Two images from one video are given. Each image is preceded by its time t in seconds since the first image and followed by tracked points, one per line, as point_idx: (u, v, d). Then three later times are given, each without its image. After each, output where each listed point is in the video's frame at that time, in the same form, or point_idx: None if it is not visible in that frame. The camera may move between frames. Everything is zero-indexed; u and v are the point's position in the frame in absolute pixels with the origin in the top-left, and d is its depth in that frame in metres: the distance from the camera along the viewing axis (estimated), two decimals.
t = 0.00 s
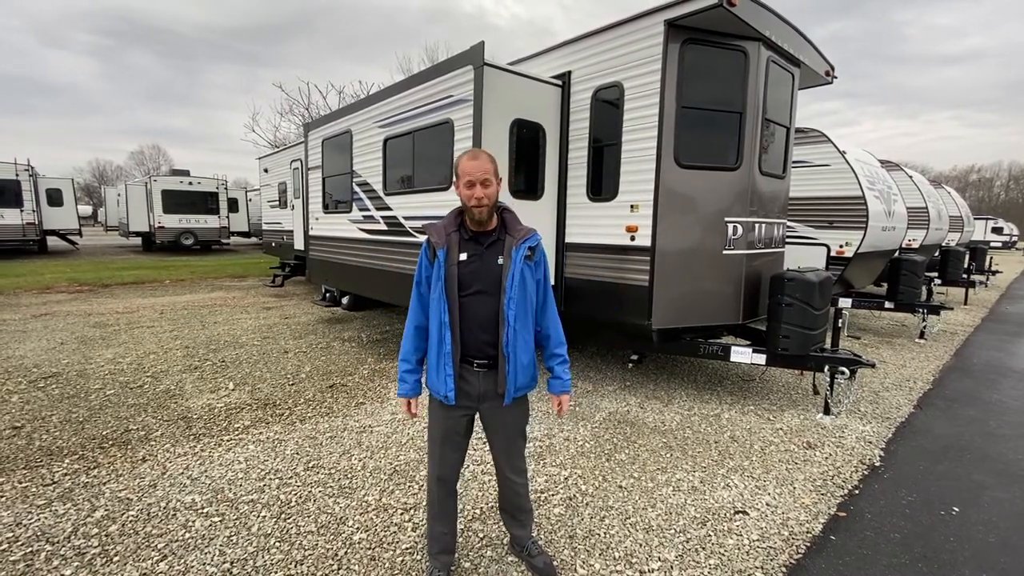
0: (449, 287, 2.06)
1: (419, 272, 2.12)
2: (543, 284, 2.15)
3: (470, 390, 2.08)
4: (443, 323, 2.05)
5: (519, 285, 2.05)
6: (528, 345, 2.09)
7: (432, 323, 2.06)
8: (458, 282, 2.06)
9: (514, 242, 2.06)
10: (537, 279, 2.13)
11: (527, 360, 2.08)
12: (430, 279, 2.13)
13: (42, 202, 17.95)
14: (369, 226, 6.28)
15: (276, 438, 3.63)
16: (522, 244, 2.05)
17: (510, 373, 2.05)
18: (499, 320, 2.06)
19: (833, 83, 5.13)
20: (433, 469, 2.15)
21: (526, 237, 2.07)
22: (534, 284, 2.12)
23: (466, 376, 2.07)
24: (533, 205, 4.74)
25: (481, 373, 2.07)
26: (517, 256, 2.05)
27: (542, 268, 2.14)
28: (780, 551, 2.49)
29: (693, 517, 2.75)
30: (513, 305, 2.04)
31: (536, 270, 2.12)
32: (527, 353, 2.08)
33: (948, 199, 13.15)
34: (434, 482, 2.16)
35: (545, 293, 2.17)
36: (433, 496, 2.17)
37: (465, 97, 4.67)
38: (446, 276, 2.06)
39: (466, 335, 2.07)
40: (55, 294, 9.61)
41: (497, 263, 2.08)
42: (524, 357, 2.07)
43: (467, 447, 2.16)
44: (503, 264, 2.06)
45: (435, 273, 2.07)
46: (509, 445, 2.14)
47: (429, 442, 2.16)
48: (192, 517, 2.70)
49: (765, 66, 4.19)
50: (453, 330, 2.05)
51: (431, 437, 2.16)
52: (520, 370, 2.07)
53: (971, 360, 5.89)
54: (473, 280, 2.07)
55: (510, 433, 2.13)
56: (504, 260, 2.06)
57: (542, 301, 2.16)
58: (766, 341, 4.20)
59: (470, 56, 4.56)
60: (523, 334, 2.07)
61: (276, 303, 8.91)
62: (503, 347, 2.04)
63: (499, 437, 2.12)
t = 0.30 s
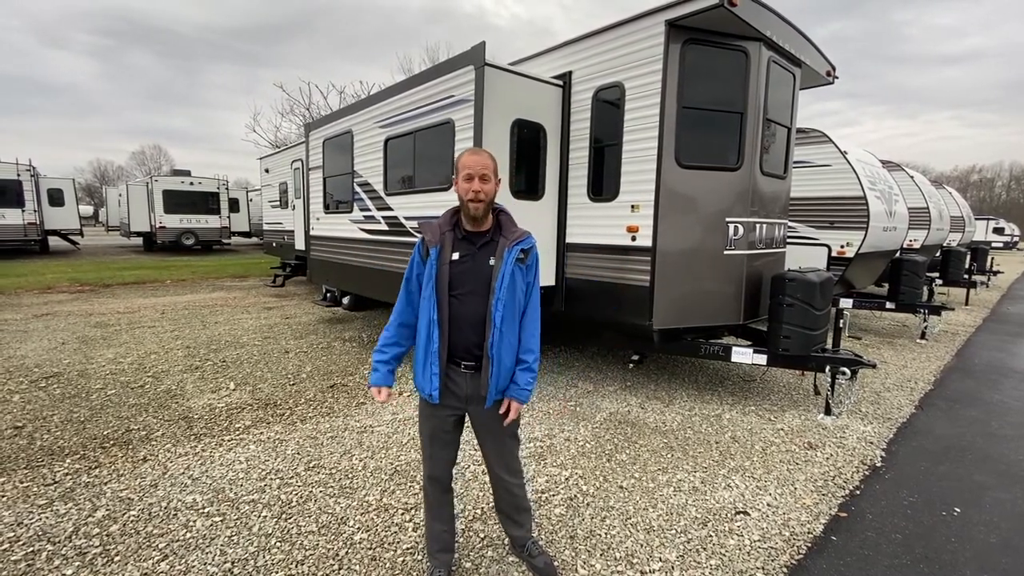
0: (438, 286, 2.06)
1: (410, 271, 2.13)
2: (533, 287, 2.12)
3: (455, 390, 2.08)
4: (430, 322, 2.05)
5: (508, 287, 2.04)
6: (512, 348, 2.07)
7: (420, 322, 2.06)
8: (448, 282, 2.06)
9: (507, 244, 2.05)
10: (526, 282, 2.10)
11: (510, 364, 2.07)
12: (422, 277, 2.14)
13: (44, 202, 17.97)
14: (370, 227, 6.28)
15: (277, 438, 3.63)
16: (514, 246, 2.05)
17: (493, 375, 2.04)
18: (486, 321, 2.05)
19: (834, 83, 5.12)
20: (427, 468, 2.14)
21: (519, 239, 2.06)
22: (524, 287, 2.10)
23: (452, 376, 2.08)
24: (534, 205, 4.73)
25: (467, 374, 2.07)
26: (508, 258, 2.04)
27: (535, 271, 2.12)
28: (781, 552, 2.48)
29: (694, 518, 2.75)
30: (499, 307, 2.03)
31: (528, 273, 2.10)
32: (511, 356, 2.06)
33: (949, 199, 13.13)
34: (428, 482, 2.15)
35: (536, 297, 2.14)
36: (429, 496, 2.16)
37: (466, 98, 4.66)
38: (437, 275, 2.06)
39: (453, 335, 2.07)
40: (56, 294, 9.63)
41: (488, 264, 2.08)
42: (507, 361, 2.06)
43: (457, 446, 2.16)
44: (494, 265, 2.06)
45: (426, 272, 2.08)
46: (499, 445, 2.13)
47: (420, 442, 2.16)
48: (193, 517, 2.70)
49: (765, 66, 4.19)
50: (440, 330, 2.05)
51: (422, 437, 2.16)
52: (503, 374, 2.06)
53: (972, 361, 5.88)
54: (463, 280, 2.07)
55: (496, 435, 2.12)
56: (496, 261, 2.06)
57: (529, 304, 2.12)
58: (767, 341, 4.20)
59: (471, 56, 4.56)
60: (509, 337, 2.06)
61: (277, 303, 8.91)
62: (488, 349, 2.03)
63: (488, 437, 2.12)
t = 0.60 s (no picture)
0: (440, 284, 2.05)
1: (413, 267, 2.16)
2: (535, 287, 2.13)
3: (456, 390, 2.07)
4: (431, 319, 2.04)
5: (511, 286, 2.04)
6: (515, 347, 2.07)
7: (420, 319, 2.05)
8: (449, 279, 2.06)
9: (510, 243, 2.06)
10: (529, 281, 2.11)
11: (513, 363, 2.06)
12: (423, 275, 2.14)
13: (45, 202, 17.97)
14: (371, 227, 6.28)
15: (278, 438, 3.63)
16: (517, 246, 2.05)
17: (496, 375, 2.03)
18: (489, 320, 2.05)
19: (835, 84, 5.12)
20: (427, 469, 2.14)
21: (522, 239, 2.07)
22: (527, 286, 2.10)
23: (453, 375, 2.07)
24: (535, 206, 4.73)
25: (470, 374, 2.06)
26: (511, 257, 2.05)
27: (538, 271, 2.12)
28: (782, 553, 2.48)
29: (695, 519, 2.75)
30: (503, 305, 2.02)
31: (530, 273, 2.10)
32: (513, 355, 2.06)
33: (950, 200, 13.13)
34: (430, 482, 2.15)
35: (538, 298, 2.14)
36: (430, 496, 2.16)
37: (467, 98, 4.66)
38: (438, 273, 2.06)
39: (455, 333, 2.07)
40: (57, 294, 9.63)
41: (491, 263, 2.08)
42: (510, 360, 2.05)
43: (458, 447, 2.16)
44: (497, 264, 2.06)
45: (427, 269, 2.07)
46: (500, 445, 2.13)
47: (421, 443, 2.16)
48: (194, 517, 2.70)
49: (767, 66, 4.19)
50: (440, 327, 2.04)
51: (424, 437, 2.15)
52: (506, 373, 2.05)
53: (973, 362, 5.88)
54: (465, 278, 2.07)
55: (499, 436, 2.12)
56: (499, 260, 2.06)
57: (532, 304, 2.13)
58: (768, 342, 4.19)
59: (473, 56, 4.56)
60: (511, 336, 2.06)
61: (277, 303, 8.91)
62: (490, 347, 2.03)
63: (491, 438, 2.12)
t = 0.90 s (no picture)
0: (455, 285, 2.04)
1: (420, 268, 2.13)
2: (545, 283, 2.17)
3: (481, 392, 2.06)
4: (451, 321, 2.03)
5: (527, 283, 2.07)
6: (534, 343, 2.10)
7: (439, 322, 2.04)
8: (464, 280, 2.05)
9: (521, 241, 2.07)
10: (540, 277, 2.15)
11: (534, 359, 2.10)
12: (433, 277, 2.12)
13: (46, 202, 17.98)
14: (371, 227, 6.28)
15: (278, 438, 3.63)
16: (529, 243, 2.07)
17: (519, 372, 2.06)
18: (507, 318, 2.06)
19: (836, 84, 5.12)
20: (437, 470, 2.14)
21: (532, 235, 2.09)
22: (538, 282, 2.14)
23: (477, 377, 2.06)
24: (536, 206, 4.73)
25: (491, 374, 2.06)
26: (524, 254, 2.07)
27: (546, 267, 2.16)
28: (782, 553, 2.48)
29: (695, 519, 2.75)
30: (521, 303, 2.05)
31: (540, 269, 2.14)
32: (533, 351, 2.09)
33: (950, 201, 13.14)
34: (438, 484, 2.15)
35: (548, 292, 2.19)
36: (437, 497, 2.16)
37: (468, 98, 4.67)
38: (452, 274, 2.04)
39: (475, 335, 2.06)
40: (58, 294, 9.64)
41: (503, 261, 2.08)
42: (531, 356, 2.09)
43: (471, 449, 2.16)
44: (511, 262, 2.07)
45: (439, 271, 2.05)
46: (517, 443, 2.15)
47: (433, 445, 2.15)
48: (194, 516, 2.70)
49: (768, 67, 4.19)
50: (461, 329, 2.04)
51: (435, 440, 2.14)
52: (528, 370, 2.08)
53: (973, 362, 5.88)
54: (480, 278, 2.06)
55: (518, 434, 2.14)
56: (511, 258, 2.07)
57: (544, 300, 2.18)
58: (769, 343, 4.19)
59: (474, 56, 4.55)
60: (530, 333, 2.09)
61: (278, 303, 8.91)
62: (512, 345, 2.05)
63: (507, 437, 2.14)
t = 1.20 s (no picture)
0: (462, 287, 2.05)
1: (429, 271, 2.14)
2: (556, 282, 2.17)
3: (489, 392, 2.06)
4: (458, 323, 2.04)
5: (535, 283, 2.06)
6: (543, 343, 2.09)
7: (446, 324, 2.05)
8: (471, 282, 2.06)
9: (529, 240, 2.07)
10: (549, 277, 2.14)
11: (543, 359, 2.09)
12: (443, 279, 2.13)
13: (45, 202, 17.98)
14: (371, 227, 6.28)
15: (278, 438, 3.63)
16: (537, 242, 2.06)
17: (528, 373, 2.05)
18: (515, 319, 2.06)
19: (836, 85, 5.13)
20: (442, 471, 2.15)
21: (541, 234, 2.08)
22: (548, 282, 2.13)
23: (484, 378, 2.06)
24: (536, 207, 4.73)
25: (499, 374, 2.06)
26: (532, 254, 2.06)
27: (555, 266, 2.15)
28: (782, 554, 2.49)
29: (695, 520, 2.75)
30: (529, 303, 2.04)
31: (549, 268, 2.13)
32: (542, 351, 2.09)
33: (950, 202, 13.15)
34: (443, 484, 2.16)
35: (558, 291, 2.18)
36: (441, 498, 2.16)
37: (468, 99, 4.67)
38: (459, 276, 2.05)
39: (483, 336, 2.06)
40: (58, 293, 9.63)
41: (511, 261, 2.08)
42: (540, 356, 2.08)
43: (479, 450, 2.16)
44: (518, 262, 2.07)
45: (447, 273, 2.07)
46: (525, 444, 2.15)
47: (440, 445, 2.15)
48: (194, 517, 2.70)
49: (768, 68, 4.19)
50: (469, 330, 2.04)
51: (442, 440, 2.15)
52: (538, 370, 2.08)
53: (973, 363, 5.88)
54: (488, 279, 2.06)
55: (527, 434, 2.14)
56: (519, 258, 2.07)
57: (554, 299, 2.17)
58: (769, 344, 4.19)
59: (474, 57, 4.56)
60: (539, 333, 2.08)
61: (278, 303, 8.91)
62: (520, 345, 2.04)
63: (516, 438, 2.13)
